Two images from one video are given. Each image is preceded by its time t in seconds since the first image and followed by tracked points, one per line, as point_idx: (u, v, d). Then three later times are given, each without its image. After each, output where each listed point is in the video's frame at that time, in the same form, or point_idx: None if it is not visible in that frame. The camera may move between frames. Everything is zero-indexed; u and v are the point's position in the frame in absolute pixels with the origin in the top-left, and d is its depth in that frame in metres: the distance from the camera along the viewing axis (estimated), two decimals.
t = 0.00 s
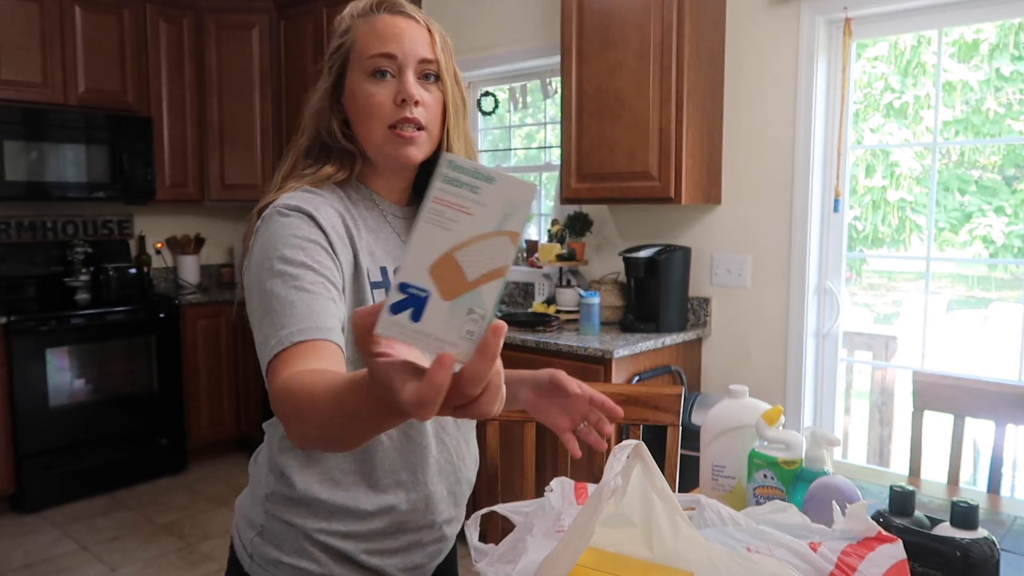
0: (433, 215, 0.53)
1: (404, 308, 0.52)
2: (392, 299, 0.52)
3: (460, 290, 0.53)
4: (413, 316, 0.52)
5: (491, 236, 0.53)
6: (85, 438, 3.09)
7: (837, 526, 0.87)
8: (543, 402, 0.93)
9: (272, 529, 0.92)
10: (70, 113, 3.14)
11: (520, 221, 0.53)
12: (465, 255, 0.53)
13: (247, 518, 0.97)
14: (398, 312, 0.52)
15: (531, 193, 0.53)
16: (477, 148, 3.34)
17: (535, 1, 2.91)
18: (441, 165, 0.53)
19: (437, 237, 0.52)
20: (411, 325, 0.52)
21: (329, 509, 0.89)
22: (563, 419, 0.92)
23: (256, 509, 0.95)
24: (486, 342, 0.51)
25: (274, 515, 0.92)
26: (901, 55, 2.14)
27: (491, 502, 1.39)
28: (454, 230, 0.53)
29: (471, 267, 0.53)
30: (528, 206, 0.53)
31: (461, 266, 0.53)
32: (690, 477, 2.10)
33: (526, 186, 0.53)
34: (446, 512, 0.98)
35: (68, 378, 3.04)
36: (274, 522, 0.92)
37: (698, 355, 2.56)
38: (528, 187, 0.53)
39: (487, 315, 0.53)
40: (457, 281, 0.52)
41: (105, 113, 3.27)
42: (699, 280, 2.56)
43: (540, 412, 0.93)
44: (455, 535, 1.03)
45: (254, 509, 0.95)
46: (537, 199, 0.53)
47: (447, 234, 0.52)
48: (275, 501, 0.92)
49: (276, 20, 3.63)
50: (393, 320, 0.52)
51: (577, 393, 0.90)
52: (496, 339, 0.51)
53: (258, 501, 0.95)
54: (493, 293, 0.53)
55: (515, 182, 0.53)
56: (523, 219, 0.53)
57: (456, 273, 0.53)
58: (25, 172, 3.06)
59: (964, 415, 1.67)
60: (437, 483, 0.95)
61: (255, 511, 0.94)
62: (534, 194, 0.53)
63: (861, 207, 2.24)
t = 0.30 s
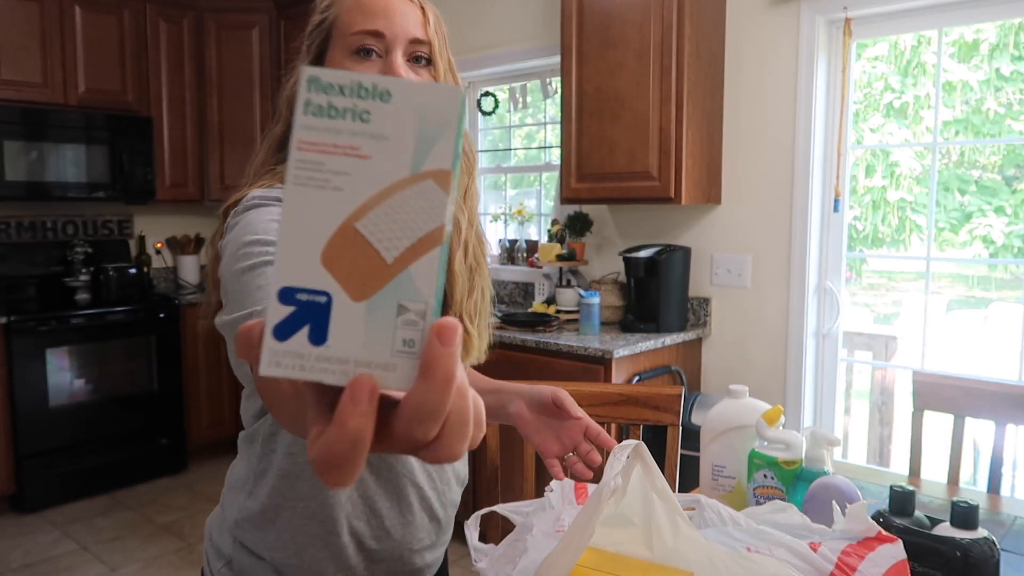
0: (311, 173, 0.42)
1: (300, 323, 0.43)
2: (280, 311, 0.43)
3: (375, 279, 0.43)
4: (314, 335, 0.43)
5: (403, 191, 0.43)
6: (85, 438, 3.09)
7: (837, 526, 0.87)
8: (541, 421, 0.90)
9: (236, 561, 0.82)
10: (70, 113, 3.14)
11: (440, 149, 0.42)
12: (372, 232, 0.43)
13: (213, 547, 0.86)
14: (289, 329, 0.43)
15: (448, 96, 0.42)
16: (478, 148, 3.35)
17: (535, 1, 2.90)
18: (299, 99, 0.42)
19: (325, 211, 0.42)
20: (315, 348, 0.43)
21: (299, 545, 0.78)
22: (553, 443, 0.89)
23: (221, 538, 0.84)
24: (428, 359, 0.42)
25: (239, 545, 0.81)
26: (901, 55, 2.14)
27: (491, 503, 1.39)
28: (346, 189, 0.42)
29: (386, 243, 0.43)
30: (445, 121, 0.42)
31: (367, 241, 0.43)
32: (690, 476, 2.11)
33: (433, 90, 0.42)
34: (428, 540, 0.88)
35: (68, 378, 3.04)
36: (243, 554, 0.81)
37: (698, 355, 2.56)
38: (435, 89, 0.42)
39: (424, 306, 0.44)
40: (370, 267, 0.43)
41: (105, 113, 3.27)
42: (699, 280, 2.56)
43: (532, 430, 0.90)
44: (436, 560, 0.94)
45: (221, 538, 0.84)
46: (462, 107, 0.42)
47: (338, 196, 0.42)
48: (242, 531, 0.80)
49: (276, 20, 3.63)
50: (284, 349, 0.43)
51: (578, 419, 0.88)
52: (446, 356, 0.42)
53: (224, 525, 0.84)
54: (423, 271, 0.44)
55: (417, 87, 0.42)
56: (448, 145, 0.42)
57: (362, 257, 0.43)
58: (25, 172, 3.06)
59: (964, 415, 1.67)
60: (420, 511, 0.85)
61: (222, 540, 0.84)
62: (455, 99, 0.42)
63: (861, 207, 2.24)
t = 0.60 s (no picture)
0: (278, 142, 0.38)
1: (263, 326, 0.38)
2: (240, 311, 0.38)
3: (358, 274, 0.38)
4: (280, 344, 0.38)
5: (390, 166, 0.38)
6: (85, 437, 3.09)
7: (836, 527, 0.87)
8: (543, 428, 0.89)
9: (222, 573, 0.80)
10: (70, 112, 3.14)
11: (436, 119, 0.38)
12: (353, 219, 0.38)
13: (199, 560, 0.85)
14: (252, 333, 0.38)
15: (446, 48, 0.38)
16: (478, 148, 3.35)
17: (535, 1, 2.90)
18: (263, 50, 0.37)
19: (297, 191, 0.38)
20: (281, 359, 0.38)
21: (285, 557, 0.77)
22: (555, 453, 0.89)
23: (208, 550, 0.82)
24: (423, 377, 0.35)
25: (226, 557, 0.80)
26: (901, 55, 2.13)
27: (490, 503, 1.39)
28: (321, 161, 0.38)
29: (371, 230, 0.38)
30: (442, 79, 0.38)
31: (348, 225, 0.38)
32: (690, 477, 2.11)
33: (426, 40, 0.38)
34: (419, 556, 0.85)
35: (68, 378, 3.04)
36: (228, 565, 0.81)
37: (698, 355, 2.56)
38: (430, 41, 0.38)
39: (418, 308, 0.38)
40: (353, 259, 0.38)
41: (105, 113, 3.28)
42: (699, 280, 2.56)
43: (532, 438, 0.89)
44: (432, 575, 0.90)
45: (206, 550, 0.83)
46: (462, 67, 0.38)
47: (312, 169, 0.38)
48: (226, 543, 0.79)
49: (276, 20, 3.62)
50: (242, 359, 0.38)
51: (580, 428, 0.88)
52: (446, 372, 0.35)
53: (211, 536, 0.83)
54: (418, 265, 0.38)
55: (408, 38, 0.38)
56: (444, 113, 0.38)
57: (341, 247, 0.38)
58: (25, 172, 3.07)
59: (963, 415, 1.67)
60: (407, 526, 0.82)
61: (206, 552, 0.83)
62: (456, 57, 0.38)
63: (861, 207, 2.24)
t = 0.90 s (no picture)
0: (287, 147, 0.35)
1: (271, 348, 0.35)
2: (246, 332, 0.35)
3: (373, 291, 0.35)
4: (290, 367, 0.35)
5: (408, 175, 0.35)
6: (84, 438, 3.09)
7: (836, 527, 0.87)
8: (543, 431, 0.89)
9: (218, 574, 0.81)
10: (69, 112, 3.14)
11: (455, 126, 0.36)
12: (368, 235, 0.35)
13: (195, 564, 0.85)
14: (258, 356, 0.35)
15: (466, 49, 0.36)
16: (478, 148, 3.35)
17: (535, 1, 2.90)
18: (272, 48, 0.35)
19: (308, 201, 0.35)
20: (291, 383, 0.35)
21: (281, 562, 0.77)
22: (554, 455, 0.89)
23: (205, 553, 0.83)
24: (446, 399, 0.33)
25: (222, 561, 0.81)
26: (901, 55, 2.13)
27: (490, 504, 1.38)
28: (333, 169, 0.35)
29: (388, 244, 0.35)
30: (463, 85, 0.36)
31: (363, 238, 0.35)
32: (690, 477, 2.11)
33: (447, 41, 0.35)
34: (417, 559, 0.85)
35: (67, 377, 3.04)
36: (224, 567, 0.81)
37: (698, 355, 2.56)
38: (449, 42, 0.35)
39: (438, 328, 0.36)
40: (369, 276, 0.35)
41: (105, 113, 3.28)
42: (699, 280, 2.56)
43: (531, 440, 0.89)
44: None
45: (202, 553, 0.84)
46: (483, 74, 0.36)
47: (322, 177, 0.35)
48: (222, 547, 0.80)
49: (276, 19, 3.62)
50: (248, 384, 0.35)
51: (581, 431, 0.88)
52: (469, 395, 0.33)
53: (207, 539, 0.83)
54: (435, 280, 0.36)
55: (428, 36, 0.35)
56: (465, 120, 0.36)
57: (355, 262, 0.35)
58: (24, 172, 3.07)
59: (963, 415, 1.67)
60: (403, 530, 0.82)
61: (202, 555, 0.83)
62: (479, 61, 0.36)
63: (861, 207, 2.24)
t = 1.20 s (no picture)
0: (306, 138, 0.35)
1: (288, 342, 0.35)
2: (263, 324, 0.35)
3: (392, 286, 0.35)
4: (307, 361, 0.35)
5: (427, 168, 0.35)
6: (84, 438, 3.09)
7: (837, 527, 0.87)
8: (542, 427, 0.89)
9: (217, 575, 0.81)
10: (70, 112, 3.15)
11: (477, 121, 0.35)
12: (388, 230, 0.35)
13: (194, 566, 0.85)
14: (274, 349, 0.35)
15: (489, 42, 0.35)
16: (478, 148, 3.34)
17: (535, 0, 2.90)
18: (291, 37, 0.34)
19: (328, 193, 0.35)
20: (307, 377, 0.35)
21: (282, 562, 0.77)
22: (553, 452, 0.89)
23: (204, 554, 0.83)
24: (466, 394, 0.33)
25: (221, 562, 0.81)
26: (901, 55, 2.13)
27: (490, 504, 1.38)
28: (353, 161, 0.35)
29: (408, 238, 0.35)
30: (485, 79, 0.35)
31: (383, 231, 0.35)
32: (690, 477, 2.11)
33: (470, 33, 0.35)
34: (416, 558, 0.85)
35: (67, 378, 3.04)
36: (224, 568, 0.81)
37: (698, 355, 2.56)
38: (472, 35, 0.35)
39: (458, 324, 0.36)
40: (388, 271, 0.35)
41: (105, 113, 3.28)
42: (699, 280, 2.56)
43: (530, 437, 0.89)
44: None
45: (200, 555, 0.84)
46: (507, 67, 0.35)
47: (341, 169, 0.35)
48: (220, 548, 0.80)
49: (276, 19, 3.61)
50: (264, 377, 0.35)
51: (580, 429, 0.87)
52: (489, 393, 0.33)
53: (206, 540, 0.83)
54: (454, 276, 0.36)
55: (451, 28, 0.35)
56: (486, 114, 0.35)
57: (375, 256, 0.35)
58: (25, 172, 3.07)
59: (963, 415, 1.67)
60: (403, 529, 0.82)
61: (200, 557, 0.83)
62: (502, 53, 0.35)
63: (861, 207, 2.24)
